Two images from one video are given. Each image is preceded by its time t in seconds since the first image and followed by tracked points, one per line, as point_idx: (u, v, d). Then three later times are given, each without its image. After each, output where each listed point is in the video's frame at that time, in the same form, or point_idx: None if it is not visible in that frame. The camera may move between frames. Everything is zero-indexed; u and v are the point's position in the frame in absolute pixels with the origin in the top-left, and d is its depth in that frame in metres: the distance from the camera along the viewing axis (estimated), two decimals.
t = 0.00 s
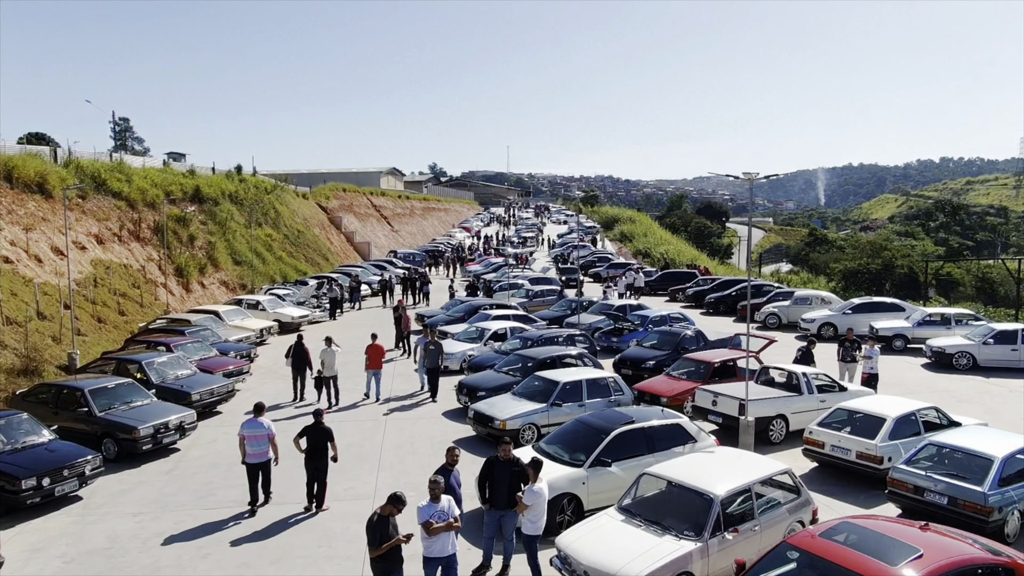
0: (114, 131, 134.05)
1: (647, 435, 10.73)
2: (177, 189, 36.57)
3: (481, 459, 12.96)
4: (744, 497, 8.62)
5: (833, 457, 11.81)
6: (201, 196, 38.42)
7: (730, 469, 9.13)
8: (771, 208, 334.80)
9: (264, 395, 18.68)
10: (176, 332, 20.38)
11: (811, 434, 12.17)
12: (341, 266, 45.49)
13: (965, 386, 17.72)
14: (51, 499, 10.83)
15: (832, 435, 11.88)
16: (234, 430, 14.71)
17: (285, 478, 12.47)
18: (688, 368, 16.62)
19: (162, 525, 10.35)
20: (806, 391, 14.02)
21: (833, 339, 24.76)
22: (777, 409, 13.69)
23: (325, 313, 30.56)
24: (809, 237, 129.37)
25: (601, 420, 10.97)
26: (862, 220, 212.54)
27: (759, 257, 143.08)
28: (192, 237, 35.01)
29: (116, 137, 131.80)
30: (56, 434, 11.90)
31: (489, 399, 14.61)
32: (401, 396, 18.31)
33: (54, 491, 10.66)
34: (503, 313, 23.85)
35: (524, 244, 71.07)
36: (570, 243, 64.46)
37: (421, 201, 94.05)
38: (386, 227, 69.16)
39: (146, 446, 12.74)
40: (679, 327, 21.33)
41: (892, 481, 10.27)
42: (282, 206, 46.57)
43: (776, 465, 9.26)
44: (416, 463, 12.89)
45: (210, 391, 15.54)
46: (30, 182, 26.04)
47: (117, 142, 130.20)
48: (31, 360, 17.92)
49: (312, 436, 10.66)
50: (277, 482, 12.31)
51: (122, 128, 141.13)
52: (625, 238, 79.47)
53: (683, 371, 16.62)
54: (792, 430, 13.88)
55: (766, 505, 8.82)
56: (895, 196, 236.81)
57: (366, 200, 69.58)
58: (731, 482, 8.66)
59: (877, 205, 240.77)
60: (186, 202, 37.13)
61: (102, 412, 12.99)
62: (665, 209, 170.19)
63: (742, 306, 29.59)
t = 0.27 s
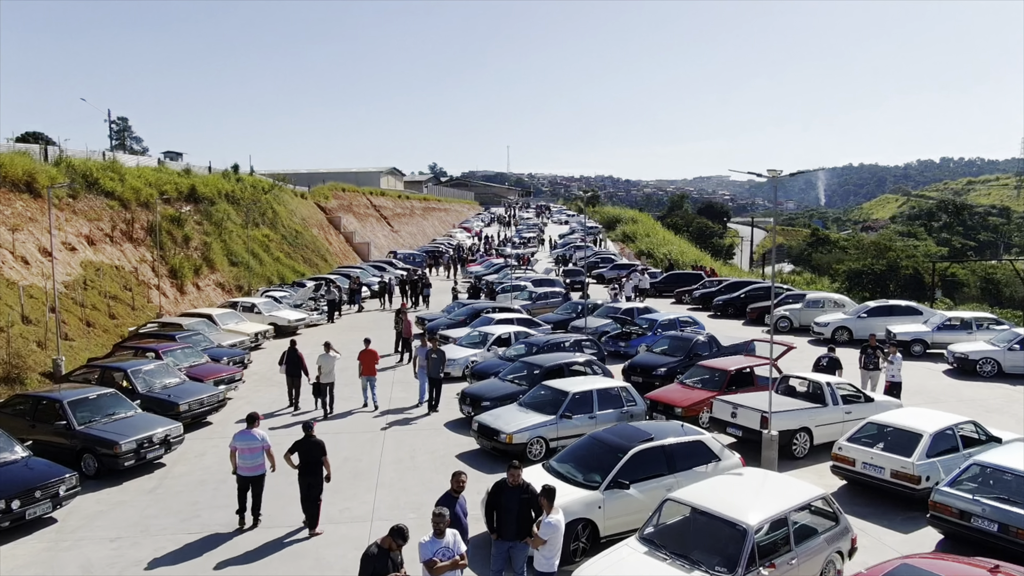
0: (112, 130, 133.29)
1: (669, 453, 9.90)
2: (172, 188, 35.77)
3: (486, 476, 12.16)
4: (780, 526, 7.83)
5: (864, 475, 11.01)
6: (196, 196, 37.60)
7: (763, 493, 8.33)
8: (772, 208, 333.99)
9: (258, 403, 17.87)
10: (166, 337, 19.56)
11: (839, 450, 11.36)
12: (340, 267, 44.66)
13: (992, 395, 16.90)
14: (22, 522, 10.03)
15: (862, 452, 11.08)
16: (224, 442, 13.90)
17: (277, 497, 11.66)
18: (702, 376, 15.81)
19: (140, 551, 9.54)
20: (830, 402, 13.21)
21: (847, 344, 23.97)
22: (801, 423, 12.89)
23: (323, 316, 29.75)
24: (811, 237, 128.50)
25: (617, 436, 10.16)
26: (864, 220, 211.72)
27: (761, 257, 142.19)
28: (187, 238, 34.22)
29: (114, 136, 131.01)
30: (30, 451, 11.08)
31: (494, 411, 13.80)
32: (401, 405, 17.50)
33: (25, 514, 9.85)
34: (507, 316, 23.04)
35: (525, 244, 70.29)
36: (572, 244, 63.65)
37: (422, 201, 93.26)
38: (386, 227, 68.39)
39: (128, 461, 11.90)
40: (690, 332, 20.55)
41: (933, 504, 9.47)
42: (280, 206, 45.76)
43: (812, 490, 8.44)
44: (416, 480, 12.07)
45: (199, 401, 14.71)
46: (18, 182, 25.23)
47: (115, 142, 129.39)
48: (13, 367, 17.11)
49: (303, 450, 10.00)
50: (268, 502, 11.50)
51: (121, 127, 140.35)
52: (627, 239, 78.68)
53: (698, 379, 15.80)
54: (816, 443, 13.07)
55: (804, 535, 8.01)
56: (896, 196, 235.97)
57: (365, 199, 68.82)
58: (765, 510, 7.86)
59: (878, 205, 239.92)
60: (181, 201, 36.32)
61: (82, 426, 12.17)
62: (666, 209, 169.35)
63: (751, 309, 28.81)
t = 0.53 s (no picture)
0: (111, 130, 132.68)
1: (689, 471, 9.19)
2: (167, 188, 35.05)
3: (490, 493, 11.45)
4: (818, 556, 7.11)
5: (896, 493, 10.29)
6: (192, 196, 36.90)
7: (796, 519, 7.60)
8: (773, 208, 333.30)
9: (251, 411, 17.16)
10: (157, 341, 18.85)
11: (868, 466, 10.63)
12: (340, 268, 43.95)
13: (1018, 403, 16.17)
14: None
15: (893, 468, 10.36)
16: (214, 454, 13.19)
17: (268, 516, 10.96)
18: (715, 383, 15.12)
19: None
20: (854, 412, 12.49)
21: (861, 348, 23.26)
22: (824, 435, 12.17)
23: (321, 318, 29.04)
24: (814, 237, 127.77)
25: (633, 453, 9.44)
26: (865, 220, 210.91)
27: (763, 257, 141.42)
28: (183, 239, 33.51)
29: (113, 136, 130.40)
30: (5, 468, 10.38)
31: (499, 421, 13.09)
32: (401, 412, 16.79)
33: None
34: (510, 319, 22.33)
35: (527, 244, 69.63)
36: (574, 244, 62.90)
37: (422, 201, 92.51)
38: (386, 227, 67.68)
39: (111, 477, 11.18)
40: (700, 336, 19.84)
41: (976, 528, 8.75)
42: (278, 206, 45.03)
43: (850, 515, 7.71)
44: (416, 497, 11.36)
45: (188, 411, 13.99)
46: (7, 181, 24.53)
47: (114, 142, 128.55)
48: None
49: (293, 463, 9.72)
50: (259, 521, 10.79)
51: (119, 127, 139.82)
52: (629, 239, 77.99)
53: (711, 387, 15.11)
54: (840, 457, 12.35)
55: (844, 564, 7.28)
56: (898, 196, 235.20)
57: (365, 199, 68.17)
58: (799, 539, 7.15)
59: (880, 205, 239.08)
60: (176, 201, 35.60)
61: (62, 440, 11.47)
62: (667, 209, 168.65)
63: (760, 311, 28.09)
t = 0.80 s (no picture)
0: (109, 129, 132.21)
1: (709, 490, 8.58)
2: (163, 187, 34.45)
3: (495, 510, 10.84)
4: None
5: (926, 512, 9.69)
6: (189, 195, 36.30)
7: (829, 546, 6.98)
8: (773, 208, 332.71)
9: (246, 419, 16.54)
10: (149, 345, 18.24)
11: (896, 482, 10.03)
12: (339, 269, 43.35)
13: None
14: None
15: (923, 484, 9.76)
16: (204, 467, 12.56)
17: (259, 535, 10.36)
18: (728, 391, 14.52)
19: None
20: (876, 422, 11.88)
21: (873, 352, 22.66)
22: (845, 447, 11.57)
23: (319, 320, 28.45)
24: (815, 237, 127.15)
25: (649, 471, 8.83)
26: (866, 220, 210.24)
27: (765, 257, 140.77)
28: (179, 239, 32.91)
29: (112, 136, 129.86)
30: None
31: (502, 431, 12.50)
32: (401, 420, 16.17)
33: None
34: (513, 322, 21.71)
35: (528, 245, 69.04)
36: (575, 245, 62.31)
37: (422, 201, 91.92)
38: (386, 227, 67.09)
39: (94, 493, 10.55)
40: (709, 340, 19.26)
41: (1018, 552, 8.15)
42: (276, 206, 44.42)
43: (889, 541, 7.08)
44: (417, 514, 10.74)
45: (178, 420, 13.37)
46: None
47: (113, 141, 127.89)
48: None
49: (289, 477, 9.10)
50: (250, 541, 10.19)
51: (118, 126, 139.31)
52: (630, 239, 77.42)
53: (723, 394, 14.51)
54: (862, 470, 11.74)
55: None
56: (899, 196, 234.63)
57: (365, 199, 67.61)
58: (835, 570, 6.54)
59: (880, 205, 238.50)
60: (172, 201, 35.00)
61: (43, 454, 10.85)
62: (667, 209, 168.04)
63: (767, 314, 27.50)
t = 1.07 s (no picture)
0: (108, 129, 131.65)
1: (741, 519, 7.80)
2: (157, 187, 33.68)
3: (502, 533, 10.03)
4: None
5: (972, 538, 8.90)
6: (184, 195, 35.52)
7: None
8: (773, 208, 332.07)
9: (238, 429, 15.75)
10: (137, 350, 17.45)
11: (938, 505, 9.24)
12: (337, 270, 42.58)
13: None
14: None
15: (966, 506, 8.98)
16: (192, 483, 11.78)
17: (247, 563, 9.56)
18: (746, 401, 13.74)
19: None
20: (909, 436, 11.11)
21: (890, 357, 21.88)
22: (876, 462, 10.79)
23: (317, 323, 27.69)
24: (817, 237, 126.38)
25: (674, 495, 8.06)
26: (868, 221, 209.57)
27: (766, 258, 140.10)
28: (173, 240, 32.14)
29: (110, 136, 129.20)
30: None
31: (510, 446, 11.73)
32: (401, 431, 15.39)
33: None
34: (517, 326, 20.93)
35: (528, 245, 68.32)
36: (577, 245, 61.52)
37: (421, 201, 91.13)
38: (385, 227, 66.30)
39: (70, 515, 9.78)
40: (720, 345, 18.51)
41: None
42: (273, 206, 43.62)
43: None
44: (419, 537, 9.96)
45: (164, 433, 12.61)
46: None
47: (111, 140, 127.03)
48: None
49: (286, 494, 8.65)
50: (237, 569, 9.39)
51: (116, 126, 138.82)
52: (632, 240, 76.69)
53: (741, 404, 13.73)
54: (895, 487, 10.96)
55: None
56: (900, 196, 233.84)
57: (364, 198, 66.89)
58: None
59: (881, 205, 237.72)
60: (166, 201, 34.21)
61: (16, 473, 10.09)
62: (668, 209, 167.34)
63: (778, 316, 26.71)
